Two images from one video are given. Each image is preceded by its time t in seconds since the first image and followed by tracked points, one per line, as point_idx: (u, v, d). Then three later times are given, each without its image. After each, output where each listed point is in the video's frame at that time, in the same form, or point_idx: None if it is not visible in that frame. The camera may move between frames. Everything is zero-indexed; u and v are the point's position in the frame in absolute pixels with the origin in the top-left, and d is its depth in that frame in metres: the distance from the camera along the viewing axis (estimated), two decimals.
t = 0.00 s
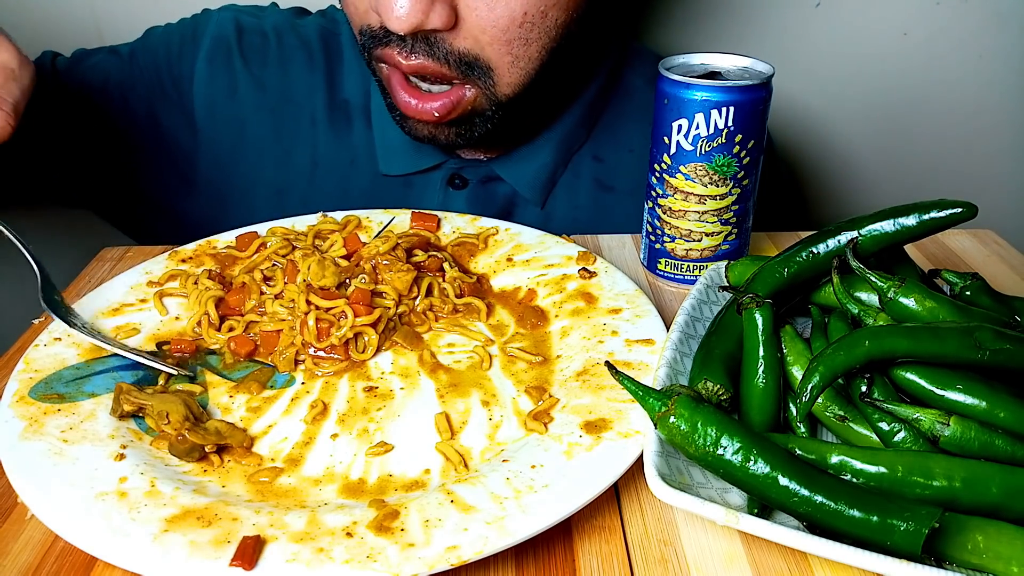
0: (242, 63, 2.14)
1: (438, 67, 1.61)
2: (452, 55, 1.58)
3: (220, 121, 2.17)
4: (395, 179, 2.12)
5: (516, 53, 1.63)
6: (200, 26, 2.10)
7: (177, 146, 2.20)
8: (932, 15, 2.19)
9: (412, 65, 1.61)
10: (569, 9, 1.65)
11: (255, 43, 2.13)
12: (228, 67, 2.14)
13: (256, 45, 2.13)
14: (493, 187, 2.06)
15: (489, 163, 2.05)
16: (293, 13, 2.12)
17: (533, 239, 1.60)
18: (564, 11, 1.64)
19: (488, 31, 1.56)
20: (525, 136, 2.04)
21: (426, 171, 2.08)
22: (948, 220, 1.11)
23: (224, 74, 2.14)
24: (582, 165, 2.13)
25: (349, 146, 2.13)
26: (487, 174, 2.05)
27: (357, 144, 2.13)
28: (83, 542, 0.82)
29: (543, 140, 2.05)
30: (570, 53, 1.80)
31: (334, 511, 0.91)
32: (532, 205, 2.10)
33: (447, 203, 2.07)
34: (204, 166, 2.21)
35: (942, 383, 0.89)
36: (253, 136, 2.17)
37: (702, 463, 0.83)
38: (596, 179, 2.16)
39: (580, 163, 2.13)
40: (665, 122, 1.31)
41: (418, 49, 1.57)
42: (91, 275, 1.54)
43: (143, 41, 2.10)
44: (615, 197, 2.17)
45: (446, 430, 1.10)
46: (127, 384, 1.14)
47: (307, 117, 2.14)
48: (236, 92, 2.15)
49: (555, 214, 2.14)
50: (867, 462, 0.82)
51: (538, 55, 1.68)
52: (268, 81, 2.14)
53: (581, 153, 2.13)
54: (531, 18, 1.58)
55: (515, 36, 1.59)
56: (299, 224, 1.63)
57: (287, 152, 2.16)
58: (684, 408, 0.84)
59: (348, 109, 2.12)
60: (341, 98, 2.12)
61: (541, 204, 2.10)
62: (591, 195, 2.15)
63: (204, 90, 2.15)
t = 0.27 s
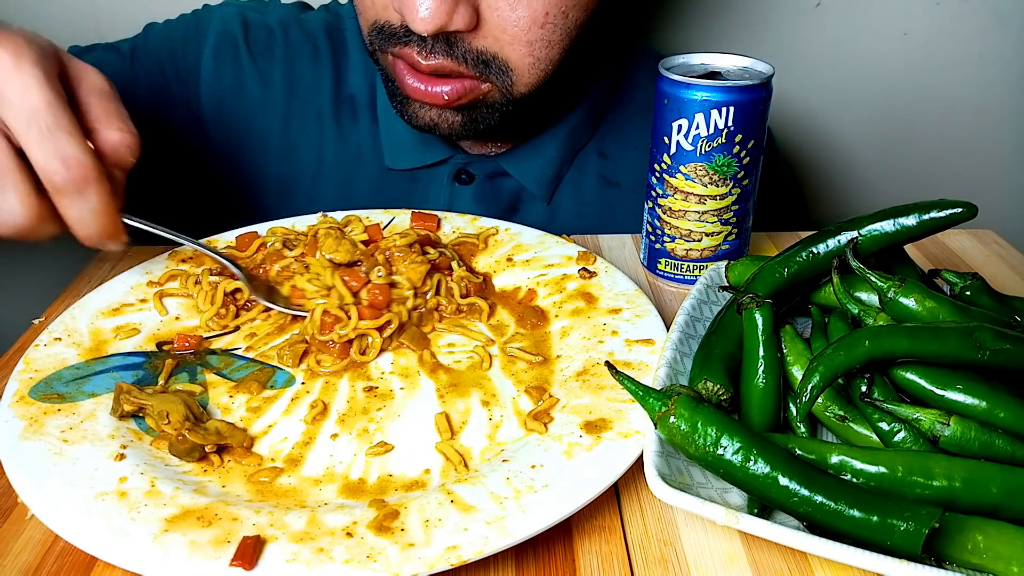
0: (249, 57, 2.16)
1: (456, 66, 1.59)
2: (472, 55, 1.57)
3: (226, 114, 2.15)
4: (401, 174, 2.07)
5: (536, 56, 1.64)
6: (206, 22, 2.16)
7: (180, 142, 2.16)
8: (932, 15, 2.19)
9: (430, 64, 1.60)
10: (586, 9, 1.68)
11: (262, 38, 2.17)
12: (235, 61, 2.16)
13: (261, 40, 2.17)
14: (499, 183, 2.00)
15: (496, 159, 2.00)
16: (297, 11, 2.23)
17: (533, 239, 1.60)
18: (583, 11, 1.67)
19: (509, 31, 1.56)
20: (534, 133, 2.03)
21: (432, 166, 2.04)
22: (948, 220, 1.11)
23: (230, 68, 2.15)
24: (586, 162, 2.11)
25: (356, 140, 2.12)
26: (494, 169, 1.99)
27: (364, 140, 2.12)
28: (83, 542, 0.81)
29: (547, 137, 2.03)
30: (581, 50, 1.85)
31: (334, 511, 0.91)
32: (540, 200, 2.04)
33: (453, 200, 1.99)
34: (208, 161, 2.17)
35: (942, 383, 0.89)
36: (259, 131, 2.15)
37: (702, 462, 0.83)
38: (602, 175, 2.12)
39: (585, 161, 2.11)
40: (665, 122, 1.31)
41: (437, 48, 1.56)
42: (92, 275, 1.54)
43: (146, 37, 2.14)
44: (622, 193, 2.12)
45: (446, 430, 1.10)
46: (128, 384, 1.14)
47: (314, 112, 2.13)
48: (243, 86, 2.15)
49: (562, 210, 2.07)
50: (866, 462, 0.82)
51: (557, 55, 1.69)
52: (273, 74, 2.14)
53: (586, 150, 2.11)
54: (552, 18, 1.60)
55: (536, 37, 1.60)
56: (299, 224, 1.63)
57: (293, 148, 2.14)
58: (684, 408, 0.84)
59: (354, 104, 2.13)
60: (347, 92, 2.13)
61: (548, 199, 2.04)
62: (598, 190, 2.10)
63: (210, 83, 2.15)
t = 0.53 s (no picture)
0: (247, 62, 2.16)
1: (464, 70, 1.58)
2: (480, 59, 1.56)
3: (226, 119, 2.15)
4: (404, 174, 2.07)
5: (540, 57, 1.64)
6: (203, 30, 2.15)
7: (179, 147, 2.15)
8: (932, 16, 2.19)
9: (438, 67, 1.59)
10: (592, 13, 1.68)
11: (261, 42, 2.17)
12: (233, 68, 2.16)
13: (260, 44, 2.17)
14: (504, 182, 2.01)
15: (501, 158, 2.00)
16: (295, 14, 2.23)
17: (533, 239, 1.60)
18: (588, 15, 1.68)
19: (516, 34, 1.55)
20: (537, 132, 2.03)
21: (436, 166, 2.03)
22: (948, 220, 1.11)
23: (229, 74, 2.15)
24: (592, 159, 2.11)
25: (357, 141, 2.12)
26: (498, 168, 2.00)
27: (365, 141, 2.12)
28: (83, 542, 0.81)
29: (552, 134, 2.03)
30: (585, 51, 1.86)
31: (334, 511, 0.91)
32: (545, 199, 2.05)
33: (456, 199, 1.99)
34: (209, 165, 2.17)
35: (942, 383, 0.89)
36: (260, 133, 2.15)
37: (702, 463, 0.83)
38: (607, 173, 2.11)
39: (590, 157, 2.11)
40: (665, 122, 1.31)
41: (445, 51, 1.54)
42: (92, 275, 1.54)
43: (142, 46, 2.12)
44: (626, 190, 2.12)
45: (446, 431, 1.10)
46: (127, 384, 1.14)
47: (315, 113, 2.13)
48: (242, 90, 2.15)
49: (567, 209, 2.08)
50: (866, 462, 0.82)
51: (560, 59, 1.71)
52: (273, 78, 2.14)
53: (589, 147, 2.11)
54: (558, 22, 1.60)
55: (541, 40, 1.60)
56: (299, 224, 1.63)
57: (294, 149, 2.13)
58: (684, 408, 0.84)
59: (355, 105, 2.13)
60: (348, 94, 2.14)
61: (553, 198, 2.05)
62: (602, 188, 2.10)
63: (209, 90, 2.15)
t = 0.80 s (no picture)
0: (246, 54, 2.15)
1: (456, 75, 1.60)
2: (471, 63, 1.57)
3: (221, 110, 2.17)
4: (401, 171, 2.07)
5: (534, 63, 1.64)
6: (205, 17, 2.15)
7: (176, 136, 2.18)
8: (932, 15, 2.19)
9: (429, 72, 1.60)
10: (587, 19, 1.67)
11: (261, 34, 2.17)
12: (233, 58, 2.15)
13: (260, 36, 2.17)
14: (502, 181, 2.02)
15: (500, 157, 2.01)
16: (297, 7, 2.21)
17: (533, 239, 1.60)
18: (584, 21, 1.67)
19: (508, 39, 1.55)
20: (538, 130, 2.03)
21: (434, 164, 2.04)
22: (948, 220, 1.11)
23: (227, 63, 2.15)
24: (590, 160, 2.11)
25: (356, 139, 2.12)
26: (496, 168, 2.01)
27: (363, 137, 2.11)
28: (83, 542, 0.81)
29: (550, 137, 2.03)
30: (584, 55, 1.86)
31: (334, 511, 0.91)
32: (541, 199, 2.06)
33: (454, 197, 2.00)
34: (203, 152, 2.18)
35: (942, 383, 0.89)
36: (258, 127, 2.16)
37: (702, 463, 0.83)
38: (607, 173, 2.12)
39: (589, 158, 2.11)
40: (665, 122, 1.31)
41: (436, 57, 1.56)
42: (92, 275, 1.54)
43: (143, 28, 2.13)
44: (626, 190, 2.12)
45: (446, 430, 1.10)
46: (127, 384, 1.14)
47: (314, 109, 2.13)
48: (240, 82, 2.16)
49: (564, 209, 2.08)
50: (867, 462, 0.82)
51: (556, 63, 1.70)
52: (271, 71, 2.15)
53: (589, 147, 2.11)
54: (551, 27, 1.60)
55: (534, 45, 1.60)
56: (299, 223, 1.63)
57: (292, 145, 2.14)
58: (684, 408, 0.84)
59: (355, 102, 2.12)
60: (348, 91, 2.13)
61: (549, 198, 2.06)
62: (601, 188, 2.11)
63: (206, 79, 2.16)
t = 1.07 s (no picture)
0: (251, 52, 2.15)
1: (457, 75, 1.59)
2: (472, 63, 1.57)
3: (228, 107, 2.15)
4: (403, 171, 2.08)
5: (533, 62, 1.64)
6: (208, 15, 2.15)
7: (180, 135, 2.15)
8: (932, 15, 2.19)
9: (431, 73, 1.60)
10: (585, 18, 1.68)
11: (265, 33, 2.17)
12: (237, 56, 2.15)
13: (265, 35, 2.17)
14: (502, 181, 2.03)
15: (499, 158, 2.02)
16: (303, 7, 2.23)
17: (533, 239, 1.61)
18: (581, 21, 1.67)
19: (507, 40, 1.55)
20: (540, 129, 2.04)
21: (434, 163, 2.05)
22: (948, 220, 1.11)
23: (233, 61, 2.14)
24: (591, 161, 2.11)
25: (358, 138, 2.12)
26: (496, 168, 2.02)
27: (367, 135, 2.12)
28: (83, 542, 0.81)
29: (548, 137, 2.03)
30: (582, 53, 1.85)
31: (334, 511, 0.91)
32: (541, 199, 2.05)
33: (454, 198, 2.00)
34: (206, 148, 2.16)
35: (942, 383, 0.89)
36: (261, 125, 2.15)
37: (702, 463, 0.83)
38: (607, 174, 2.12)
39: (590, 158, 2.11)
40: (665, 122, 1.31)
41: (437, 57, 1.55)
42: (92, 275, 1.54)
43: (147, 27, 2.12)
44: (626, 191, 2.12)
45: (446, 430, 1.10)
46: (128, 384, 1.14)
47: (316, 108, 2.13)
48: (244, 80, 2.15)
49: (565, 209, 2.08)
50: (867, 462, 0.82)
51: (554, 63, 1.70)
52: (276, 70, 2.14)
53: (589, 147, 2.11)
54: (550, 27, 1.60)
55: (534, 45, 1.60)
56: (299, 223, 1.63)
57: (295, 143, 2.14)
58: (684, 408, 0.84)
59: (356, 102, 2.13)
60: (350, 91, 2.13)
61: (550, 198, 2.05)
62: (601, 189, 2.10)
63: (212, 77, 2.14)
